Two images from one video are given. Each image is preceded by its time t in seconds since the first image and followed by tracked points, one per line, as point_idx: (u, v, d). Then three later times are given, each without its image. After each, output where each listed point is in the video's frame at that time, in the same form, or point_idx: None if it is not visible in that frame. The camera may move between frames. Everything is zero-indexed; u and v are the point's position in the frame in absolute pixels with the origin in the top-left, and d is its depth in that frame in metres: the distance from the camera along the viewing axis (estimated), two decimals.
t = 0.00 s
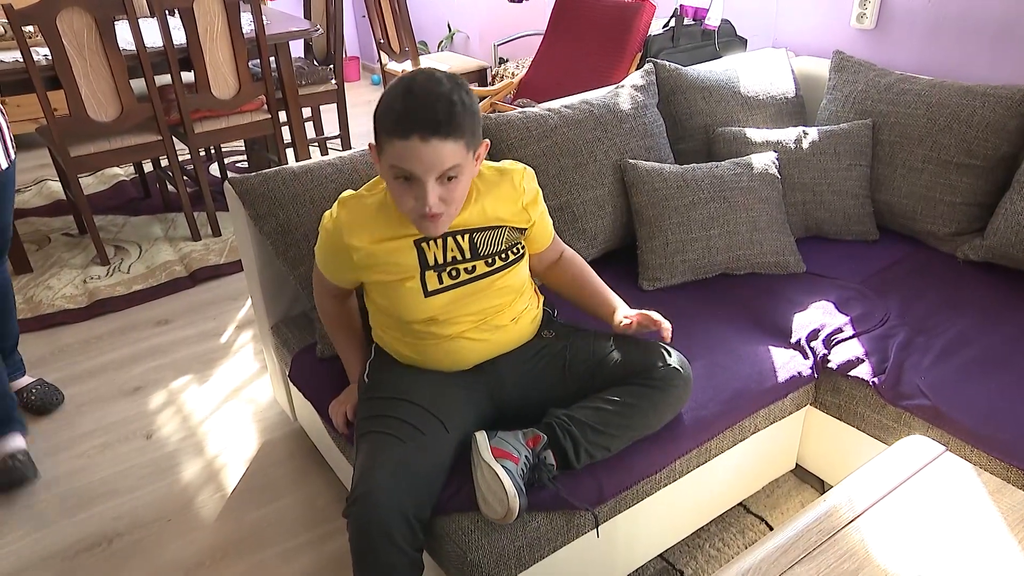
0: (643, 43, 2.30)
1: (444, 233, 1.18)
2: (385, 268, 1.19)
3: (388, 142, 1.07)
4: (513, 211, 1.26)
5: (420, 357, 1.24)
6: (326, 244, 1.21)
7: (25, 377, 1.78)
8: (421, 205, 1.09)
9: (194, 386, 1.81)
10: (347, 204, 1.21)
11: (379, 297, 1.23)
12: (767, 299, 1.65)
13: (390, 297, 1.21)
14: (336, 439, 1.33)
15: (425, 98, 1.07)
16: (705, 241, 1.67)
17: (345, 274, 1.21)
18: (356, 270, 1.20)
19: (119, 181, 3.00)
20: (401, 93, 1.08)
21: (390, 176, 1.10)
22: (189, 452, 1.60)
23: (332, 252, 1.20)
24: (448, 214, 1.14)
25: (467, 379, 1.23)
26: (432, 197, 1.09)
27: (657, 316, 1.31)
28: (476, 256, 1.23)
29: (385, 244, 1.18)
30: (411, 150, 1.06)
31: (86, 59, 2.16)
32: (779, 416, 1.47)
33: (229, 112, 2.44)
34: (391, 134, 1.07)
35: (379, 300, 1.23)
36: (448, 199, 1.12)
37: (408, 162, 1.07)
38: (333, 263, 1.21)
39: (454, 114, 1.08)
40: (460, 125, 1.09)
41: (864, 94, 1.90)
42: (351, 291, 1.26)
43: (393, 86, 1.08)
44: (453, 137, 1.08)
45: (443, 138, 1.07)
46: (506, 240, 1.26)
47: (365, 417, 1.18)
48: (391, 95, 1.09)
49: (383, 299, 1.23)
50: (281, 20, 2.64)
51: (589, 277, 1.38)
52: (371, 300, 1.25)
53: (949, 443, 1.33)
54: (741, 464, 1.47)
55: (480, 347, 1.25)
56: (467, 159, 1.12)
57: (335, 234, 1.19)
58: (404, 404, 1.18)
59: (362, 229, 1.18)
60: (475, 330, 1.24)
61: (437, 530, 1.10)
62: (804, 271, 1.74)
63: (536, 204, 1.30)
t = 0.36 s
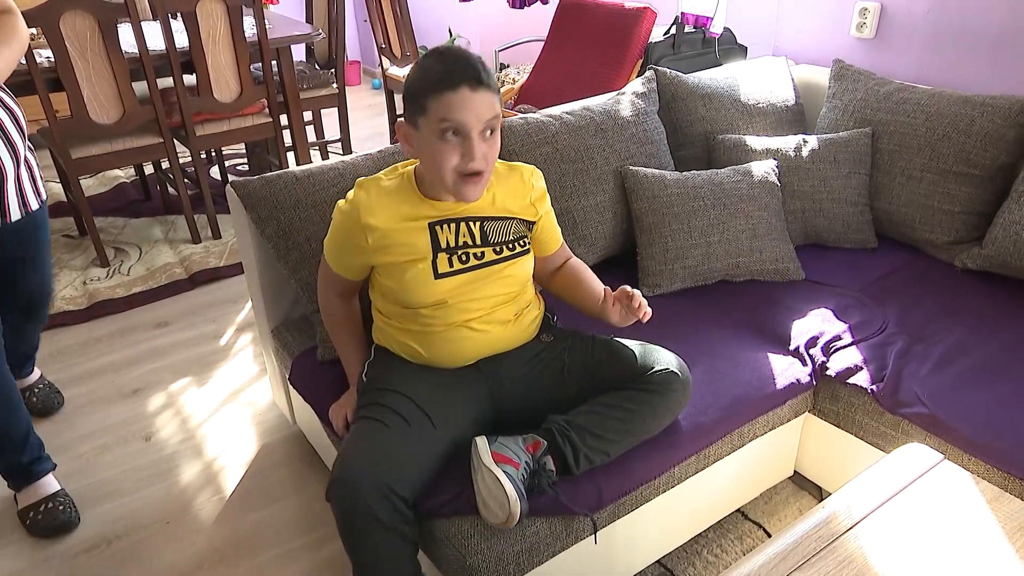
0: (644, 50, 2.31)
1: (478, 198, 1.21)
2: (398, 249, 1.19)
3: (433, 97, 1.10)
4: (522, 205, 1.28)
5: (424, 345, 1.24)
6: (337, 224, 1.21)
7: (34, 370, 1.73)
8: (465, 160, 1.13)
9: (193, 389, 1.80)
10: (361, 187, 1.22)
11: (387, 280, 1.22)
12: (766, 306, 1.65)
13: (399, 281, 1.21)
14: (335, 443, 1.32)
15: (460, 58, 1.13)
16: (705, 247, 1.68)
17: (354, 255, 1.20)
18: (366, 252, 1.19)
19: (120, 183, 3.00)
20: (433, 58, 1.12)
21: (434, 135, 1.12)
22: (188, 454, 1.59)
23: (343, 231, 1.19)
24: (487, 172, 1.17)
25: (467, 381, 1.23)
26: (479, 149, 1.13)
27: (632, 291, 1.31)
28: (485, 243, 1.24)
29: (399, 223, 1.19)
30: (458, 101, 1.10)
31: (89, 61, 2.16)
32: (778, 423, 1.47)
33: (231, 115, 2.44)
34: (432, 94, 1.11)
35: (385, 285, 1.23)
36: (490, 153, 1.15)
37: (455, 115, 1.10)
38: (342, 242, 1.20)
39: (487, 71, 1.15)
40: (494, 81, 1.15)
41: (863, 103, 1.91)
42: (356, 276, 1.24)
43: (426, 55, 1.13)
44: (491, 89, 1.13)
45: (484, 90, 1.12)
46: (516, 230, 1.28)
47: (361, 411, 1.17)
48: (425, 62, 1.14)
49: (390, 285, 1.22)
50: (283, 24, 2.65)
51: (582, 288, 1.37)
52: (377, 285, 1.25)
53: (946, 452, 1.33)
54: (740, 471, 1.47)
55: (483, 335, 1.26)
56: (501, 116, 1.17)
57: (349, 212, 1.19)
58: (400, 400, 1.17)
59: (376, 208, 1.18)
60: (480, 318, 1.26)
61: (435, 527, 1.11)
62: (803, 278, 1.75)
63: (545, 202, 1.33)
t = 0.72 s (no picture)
0: (641, 66, 2.38)
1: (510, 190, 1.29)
2: (412, 242, 1.24)
3: (468, 99, 1.18)
4: (527, 208, 1.34)
5: (431, 339, 1.28)
6: (351, 218, 1.25)
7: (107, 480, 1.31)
8: (509, 152, 1.22)
9: (202, 392, 1.84)
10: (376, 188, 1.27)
11: (398, 273, 1.27)
12: (759, 314, 1.70)
13: (410, 275, 1.26)
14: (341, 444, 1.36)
15: (472, 64, 1.22)
16: (700, 257, 1.73)
17: (366, 248, 1.24)
18: (380, 244, 1.24)
19: (131, 192, 3.04)
20: (450, 68, 1.20)
21: (477, 133, 1.19)
22: (197, 456, 1.62)
23: (359, 223, 1.24)
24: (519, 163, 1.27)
25: (470, 383, 1.27)
26: (516, 141, 1.23)
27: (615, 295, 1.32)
28: (493, 242, 1.29)
29: (412, 218, 1.24)
30: (492, 98, 1.19)
31: (103, 74, 2.21)
32: (771, 428, 1.52)
33: (240, 127, 2.49)
34: (462, 98, 1.18)
35: (396, 278, 1.27)
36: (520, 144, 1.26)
37: (492, 112, 1.19)
38: (356, 235, 1.24)
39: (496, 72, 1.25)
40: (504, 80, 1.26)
41: (852, 119, 1.98)
42: (367, 270, 1.28)
43: (433, 66, 1.21)
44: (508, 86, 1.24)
45: (506, 87, 1.22)
46: (524, 233, 1.34)
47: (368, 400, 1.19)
48: (441, 73, 1.21)
49: (400, 278, 1.27)
50: (291, 38, 2.71)
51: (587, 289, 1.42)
52: (387, 279, 1.29)
53: (934, 457, 1.38)
54: (735, 474, 1.51)
55: (489, 329, 1.31)
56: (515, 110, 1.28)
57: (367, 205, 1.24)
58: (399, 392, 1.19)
59: (391, 204, 1.23)
60: (485, 313, 1.31)
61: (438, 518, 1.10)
62: (795, 288, 1.80)
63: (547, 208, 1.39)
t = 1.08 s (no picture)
0: (637, 76, 2.46)
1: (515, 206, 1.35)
2: (425, 243, 1.31)
3: (482, 119, 1.24)
4: (534, 213, 1.41)
5: (438, 335, 1.34)
6: (367, 214, 1.32)
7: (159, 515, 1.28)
8: (518, 170, 1.29)
9: (216, 392, 1.88)
10: (392, 188, 1.33)
11: (409, 271, 1.33)
12: (753, 316, 1.77)
13: (421, 274, 1.32)
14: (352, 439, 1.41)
15: (486, 84, 1.28)
16: (694, 261, 1.80)
17: (380, 244, 1.31)
18: (393, 243, 1.30)
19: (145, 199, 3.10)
20: (466, 88, 1.26)
21: (489, 152, 1.25)
22: (212, 454, 1.67)
23: (374, 221, 1.30)
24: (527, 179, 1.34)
25: (475, 382, 1.33)
26: (525, 160, 1.30)
27: (620, 279, 1.40)
28: (501, 245, 1.36)
29: (425, 219, 1.31)
30: (505, 119, 1.25)
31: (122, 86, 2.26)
32: (765, 426, 1.59)
33: (252, 137, 2.56)
34: (476, 118, 1.25)
35: (407, 276, 1.34)
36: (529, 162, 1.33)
37: (504, 132, 1.25)
38: (370, 231, 1.30)
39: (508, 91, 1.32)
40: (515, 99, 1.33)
41: (839, 129, 2.06)
42: (377, 263, 1.34)
43: (446, 87, 1.28)
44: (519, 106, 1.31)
45: (518, 106, 1.29)
46: (530, 238, 1.41)
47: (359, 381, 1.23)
48: (457, 93, 1.27)
49: (411, 277, 1.33)
50: (299, 52, 2.79)
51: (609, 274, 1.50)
52: (398, 276, 1.36)
53: (921, 452, 1.45)
54: (731, 469, 1.57)
55: (493, 327, 1.37)
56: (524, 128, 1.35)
57: (384, 205, 1.31)
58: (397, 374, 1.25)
59: (406, 205, 1.30)
60: (490, 312, 1.38)
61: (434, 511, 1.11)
62: (787, 290, 1.88)
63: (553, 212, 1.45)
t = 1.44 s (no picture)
0: (635, 89, 2.54)
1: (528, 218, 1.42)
2: (445, 259, 1.37)
3: (499, 139, 1.31)
4: (547, 228, 1.48)
5: (456, 345, 1.40)
6: (387, 232, 1.39)
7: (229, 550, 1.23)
8: (533, 186, 1.36)
9: (232, 395, 1.94)
10: (413, 207, 1.41)
11: (428, 285, 1.40)
12: (750, 320, 1.84)
13: (442, 288, 1.38)
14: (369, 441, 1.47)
15: (501, 104, 1.35)
16: (693, 268, 1.87)
17: (401, 261, 1.37)
18: (414, 260, 1.37)
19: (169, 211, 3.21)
20: (481, 109, 1.33)
21: (506, 170, 1.32)
22: (229, 455, 1.71)
23: (395, 240, 1.37)
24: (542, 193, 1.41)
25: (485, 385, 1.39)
26: (539, 176, 1.36)
27: (573, 321, 1.41)
28: (517, 259, 1.43)
29: (445, 236, 1.38)
30: (520, 137, 1.32)
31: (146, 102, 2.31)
32: (763, 425, 1.65)
33: (265, 149, 2.63)
34: (493, 137, 1.31)
35: (429, 292, 1.40)
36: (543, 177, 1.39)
37: (520, 150, 1.32)
38: (393, 247, 1.37)
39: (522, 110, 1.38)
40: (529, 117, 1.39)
41: (830, 140, 2.14)
42: (397, 279, 1.40)
43: (460, 110, 1.36)
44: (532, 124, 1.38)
45: (531, 125, 1.35)
46: (545, 251, 1.47)
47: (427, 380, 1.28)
48: (473, 115, 1.34)
49: (432, 292, 1.40)
50: (310, 68, 2.87)
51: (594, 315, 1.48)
52: (419, 291, 1.42)
53: (913, 450, 1.51)
54: (731, 467, 1.63)
55: (509, 337, 1.43)
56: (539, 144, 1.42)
57: (405, 224, 1.38)
58: (434, 368, 1.30)
59: (426, 224, 1.37)
60: (508, 323, 1.43)
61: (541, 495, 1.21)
62: (782, 295, 1.94)
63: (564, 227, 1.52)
